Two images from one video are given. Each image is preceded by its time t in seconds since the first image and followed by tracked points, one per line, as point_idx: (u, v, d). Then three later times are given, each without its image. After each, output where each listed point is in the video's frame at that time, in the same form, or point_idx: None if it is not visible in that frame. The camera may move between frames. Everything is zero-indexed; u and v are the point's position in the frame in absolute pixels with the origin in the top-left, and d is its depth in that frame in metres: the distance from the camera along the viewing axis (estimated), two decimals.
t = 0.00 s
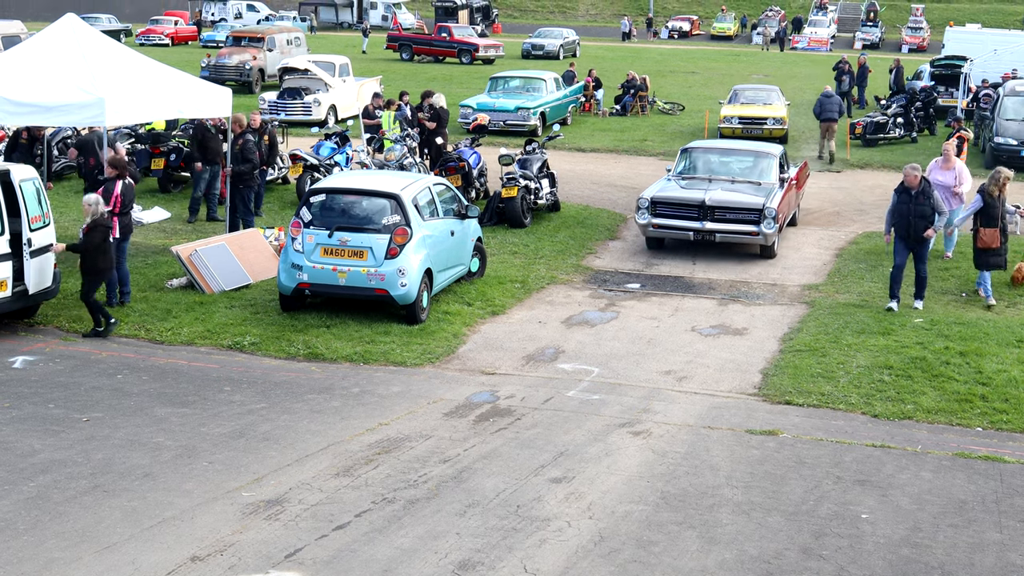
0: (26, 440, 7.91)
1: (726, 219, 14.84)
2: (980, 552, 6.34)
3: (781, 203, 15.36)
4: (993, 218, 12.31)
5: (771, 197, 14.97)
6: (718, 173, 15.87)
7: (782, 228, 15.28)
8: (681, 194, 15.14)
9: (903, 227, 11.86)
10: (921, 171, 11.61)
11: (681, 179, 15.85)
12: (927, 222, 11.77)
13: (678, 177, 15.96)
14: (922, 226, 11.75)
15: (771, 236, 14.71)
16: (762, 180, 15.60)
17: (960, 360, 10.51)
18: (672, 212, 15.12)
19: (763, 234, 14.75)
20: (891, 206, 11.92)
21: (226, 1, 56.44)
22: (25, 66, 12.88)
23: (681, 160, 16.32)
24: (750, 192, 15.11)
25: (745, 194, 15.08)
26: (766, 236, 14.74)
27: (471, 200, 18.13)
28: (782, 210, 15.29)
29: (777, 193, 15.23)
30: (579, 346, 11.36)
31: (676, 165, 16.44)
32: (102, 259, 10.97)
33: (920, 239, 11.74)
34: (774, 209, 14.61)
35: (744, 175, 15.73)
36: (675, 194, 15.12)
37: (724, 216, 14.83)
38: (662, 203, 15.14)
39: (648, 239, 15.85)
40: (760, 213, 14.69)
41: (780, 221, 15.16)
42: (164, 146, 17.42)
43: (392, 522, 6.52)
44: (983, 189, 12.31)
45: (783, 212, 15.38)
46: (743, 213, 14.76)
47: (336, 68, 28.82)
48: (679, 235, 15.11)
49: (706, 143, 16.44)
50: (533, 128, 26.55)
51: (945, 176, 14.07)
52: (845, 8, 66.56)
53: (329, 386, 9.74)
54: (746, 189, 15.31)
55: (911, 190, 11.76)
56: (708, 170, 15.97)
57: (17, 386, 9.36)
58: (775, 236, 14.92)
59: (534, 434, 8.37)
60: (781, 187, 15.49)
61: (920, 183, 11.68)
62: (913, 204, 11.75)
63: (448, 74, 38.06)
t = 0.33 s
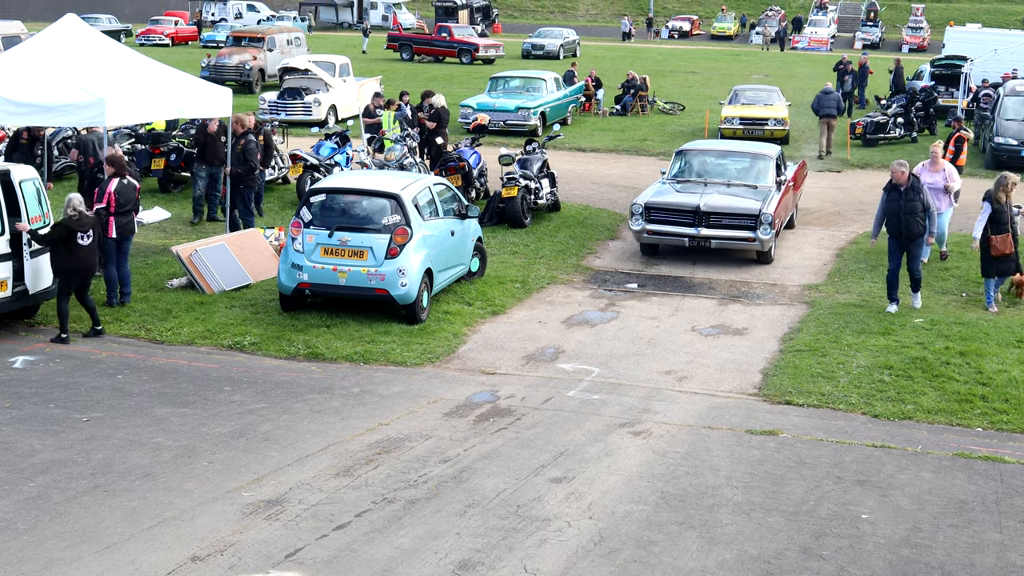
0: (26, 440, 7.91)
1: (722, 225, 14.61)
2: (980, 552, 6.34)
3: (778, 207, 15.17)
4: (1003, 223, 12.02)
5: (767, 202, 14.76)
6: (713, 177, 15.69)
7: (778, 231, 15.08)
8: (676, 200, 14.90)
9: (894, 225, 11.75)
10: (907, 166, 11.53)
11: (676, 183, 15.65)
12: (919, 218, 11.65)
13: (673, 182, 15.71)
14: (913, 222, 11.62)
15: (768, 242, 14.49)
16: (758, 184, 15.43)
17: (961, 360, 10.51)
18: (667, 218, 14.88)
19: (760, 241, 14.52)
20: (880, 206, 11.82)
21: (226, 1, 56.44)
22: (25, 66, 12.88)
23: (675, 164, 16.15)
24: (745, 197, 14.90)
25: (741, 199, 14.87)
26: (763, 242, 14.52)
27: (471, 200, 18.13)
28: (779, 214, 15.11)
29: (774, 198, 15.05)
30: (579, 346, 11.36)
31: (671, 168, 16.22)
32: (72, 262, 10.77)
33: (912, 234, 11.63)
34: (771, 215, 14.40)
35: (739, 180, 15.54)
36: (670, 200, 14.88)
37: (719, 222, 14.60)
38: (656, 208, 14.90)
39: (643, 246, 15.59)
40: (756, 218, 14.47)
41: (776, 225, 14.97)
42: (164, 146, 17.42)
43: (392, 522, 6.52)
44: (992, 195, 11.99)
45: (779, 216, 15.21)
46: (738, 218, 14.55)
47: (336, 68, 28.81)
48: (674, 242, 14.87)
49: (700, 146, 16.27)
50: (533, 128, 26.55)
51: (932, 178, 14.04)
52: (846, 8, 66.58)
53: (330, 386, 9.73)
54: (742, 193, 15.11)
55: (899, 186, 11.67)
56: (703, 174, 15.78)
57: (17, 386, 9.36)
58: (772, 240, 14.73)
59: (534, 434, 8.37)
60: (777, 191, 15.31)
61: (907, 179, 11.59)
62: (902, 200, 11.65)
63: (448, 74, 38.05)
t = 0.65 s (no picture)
0: (27, 440, 7.92)
1: (716, 230, 14.27)
2: (980, 551, 6.35)
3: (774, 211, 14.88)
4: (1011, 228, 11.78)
5: (762, 206, 14.42)
6: (708, 181, 15.42)
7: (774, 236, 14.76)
8: (669, 205, 14.57)
9: (891, 228, 11.64)
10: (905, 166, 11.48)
11: (670, 187, 15.37)
12: (916, 221, 11.52)
13: (667, 187, 15.45)
14: (910, 224, 11.49)
15: (763, 247, 14.14)
16: (754, 187, 15.20)
17: (961, 359, 10.51)
18: (660, 223, 14.54)
19: (755, 246, 14.18)
20: (877, 208, 11.74)
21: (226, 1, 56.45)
22: (25, 66, 12.88)
23: (670, 169, 15.90)
24: (740, 202, 14.58)
25: (737, 203, 14.54)
26: (758, 247, 14.17)
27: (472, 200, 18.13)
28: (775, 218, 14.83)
29: (770, 202, 14.74)
30: (579, 346, 11.35)
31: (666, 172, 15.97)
32: (59, 261, 10.77)
33: (910, 237, 11.51)
34: (766, 219, 14.05)
35: (734, 183, 15.31)
36: (663, 205, 14.54)
37: (714, 226, 14.26)
38: (650, 213, 14.56)
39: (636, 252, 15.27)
40: (752, 223, 14.14)
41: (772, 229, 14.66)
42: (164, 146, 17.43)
43: (392, 522, 6.52)
44: (998, 201, 11.76)
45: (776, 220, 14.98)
46: (733, 223, 14.20)
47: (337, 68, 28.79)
48: (668, 248, 14.52)
49: (694, 150, 16.04)
50: (533, 128, 26.55)
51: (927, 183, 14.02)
52: (846, 8, 66.61)
53: (329, 386, 9.74)
54: (737, 197, 14.82)
55: (896, 188, 11.61)
56: (697, 178, 15.51)
57: (17, 386, 9.36)
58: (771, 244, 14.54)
59: (534, 434, 8.37)
60: (773, 194, 15.08)
61: (905, 180, 11.53)
62: (900, 201, 11.57)
63: (448, 74, 38.05)
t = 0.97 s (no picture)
0: (27, 440, 7.91)
1: (711, 235, 13.86)
2: (981, 551, 6.34)
3: (771, 215, 14.50)
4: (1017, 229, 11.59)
5: (758, 210, 14.01)
6: (704, 184, 15.02)
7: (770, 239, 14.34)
8: (663, 209, 14.15)
9: (889, 233, 11.33)
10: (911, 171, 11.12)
11: (665, 190, 14.96)
12: (915, 227, 11.20)
13: (662, 191, 15.03)
14: (908, 230, 11.18)
15: (759, 252, 13.73)
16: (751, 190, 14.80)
17: (961, 359, 10.50)
18: (653, 227, 14.12)
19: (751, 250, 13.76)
20: (878, 211, 11.43)
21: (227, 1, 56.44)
22: (25, 66, 12.87)
23: (665, 169, 15.48)
24: (736, 206, 14.19)
25: (733, 207, 14.13)
26: (754, 252, 13.76)
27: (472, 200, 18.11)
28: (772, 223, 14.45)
29: (767, 205, 14.35)
30: (579, 346, 11.34)
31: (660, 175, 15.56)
32: (69, 261, 10.78)
33: (907, 244, 11.21)
34: (762, 224, 13.65)
35: (730, 187, 14.90)
36: (657, 209, 14.13)
37: (708, 231, 13.86)
38: (644, 217, 14.13)
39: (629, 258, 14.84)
40: (748, 228, 13.73)
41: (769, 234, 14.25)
42: (164, 146, 17.45)
43: (392, 522, 6.51)
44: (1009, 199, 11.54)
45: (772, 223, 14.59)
46: (728, 228, 13.80)
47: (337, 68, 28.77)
48: (662, 252, 14.10)
49: (690, 151, 15.61)
50: (533, 128, 26.54)
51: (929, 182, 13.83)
52: (846, 8, 66.60)
53: (329, 386, 9.73)
54: (733, 201, 14.42)
55: (899, 192, 11.27)
56: (693, 181, 15.12)
57: (18, 386, 9.35)
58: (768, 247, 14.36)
59: (534, 434, 8.35)
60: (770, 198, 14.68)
61: (908, 185, 11.18)
62: (900, 206, 11.26)
63: (448, 73, 38.01)
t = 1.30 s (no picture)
0: (27, 439, 7.91)
1: (705, 242, 13.45)
2: (982, 551, 6.33)
3: (768, 221, 14.10)
4: (1023, 233, 10.97)
5: (754, 217, 13.60)
6: (698, 189, 14.64)
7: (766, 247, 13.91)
8: (657, 216, 13.76)
9: (886, 234, 11.21)
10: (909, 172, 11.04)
11: (659, 196, 14.60)
12: (912, 229, 11.10)
13: (655, 196, 14.66)
14: (905, 232, 11.08)
15: (754, 261, 13.29)
16: (746, 196, 14.40)
17: (961, 359, 10.50)
18: (646, 234, 13.72)
19: (745, 259, 13.33)
20: (875, 212, 11.32)
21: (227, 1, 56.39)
22: (25, 64, 12.86)
23: (659, 174, 15.12)
24: (731, 212, 13.80)
25: (728, 214, 13.74)
26: (749, 261, 13.32)
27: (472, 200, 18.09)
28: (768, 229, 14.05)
29: (763, 211, 13.95)
30: (580, 345, 11.33)
31: (653, 179, 15.20)
32: (87, 261, 10.83)
33: (905, 246, 11.10)
34: (757, 232, 13.22)
35: (725, 192, 14.50)
36: (650, 216, 13.74)
37: (702, 239, 13.45)
38: (636, 224, 13.74)
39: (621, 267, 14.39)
40: (742, 235, 13.30)
41: (765, 241, 13.83)
42: (164, 146, 17.48)
43: (392, 521, 6.51)
44: (1009, 204, 11.00)
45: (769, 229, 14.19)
46: (723, 235, 13.39)
47: (337, 67, 28.76)
48: (655, 261, 13.69)
49: (685, 155, 15.24)
50: (533, 127, 26.53)
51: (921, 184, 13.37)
52: (845, 8, 66.55)
53: (329, 385, 9.72)
54: (728, 206, 14.03)
55: (897, 193, 11.17)
56: (687, 186, 14.75)
57: (18, 385, 9.35)
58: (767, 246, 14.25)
59: (535, 434, 8.35)
60: (766, 203, 14.28)
61: (907, 185, 11.08)
62: (897, 207, 11.15)
63: (449, 73, 37.98)
